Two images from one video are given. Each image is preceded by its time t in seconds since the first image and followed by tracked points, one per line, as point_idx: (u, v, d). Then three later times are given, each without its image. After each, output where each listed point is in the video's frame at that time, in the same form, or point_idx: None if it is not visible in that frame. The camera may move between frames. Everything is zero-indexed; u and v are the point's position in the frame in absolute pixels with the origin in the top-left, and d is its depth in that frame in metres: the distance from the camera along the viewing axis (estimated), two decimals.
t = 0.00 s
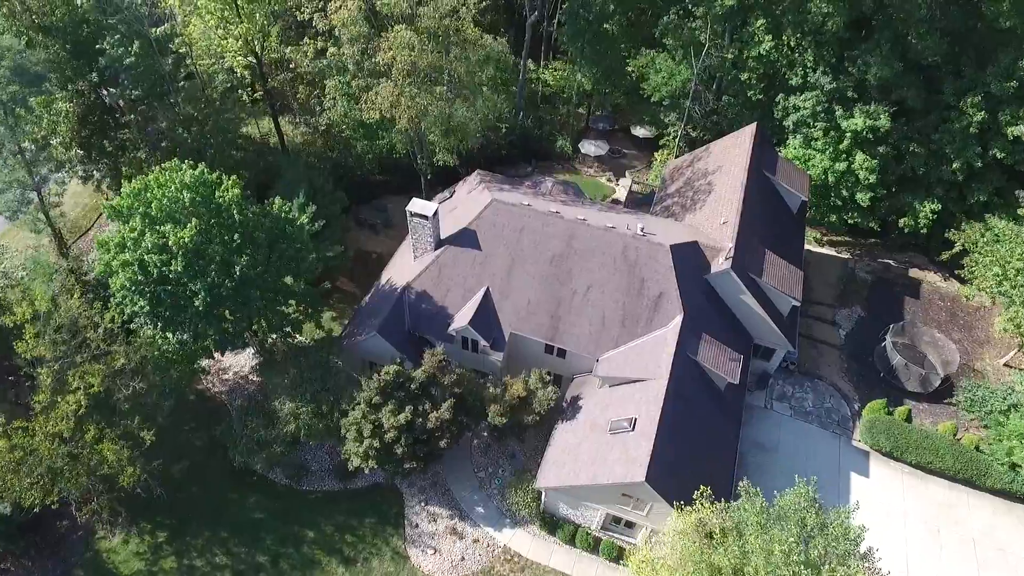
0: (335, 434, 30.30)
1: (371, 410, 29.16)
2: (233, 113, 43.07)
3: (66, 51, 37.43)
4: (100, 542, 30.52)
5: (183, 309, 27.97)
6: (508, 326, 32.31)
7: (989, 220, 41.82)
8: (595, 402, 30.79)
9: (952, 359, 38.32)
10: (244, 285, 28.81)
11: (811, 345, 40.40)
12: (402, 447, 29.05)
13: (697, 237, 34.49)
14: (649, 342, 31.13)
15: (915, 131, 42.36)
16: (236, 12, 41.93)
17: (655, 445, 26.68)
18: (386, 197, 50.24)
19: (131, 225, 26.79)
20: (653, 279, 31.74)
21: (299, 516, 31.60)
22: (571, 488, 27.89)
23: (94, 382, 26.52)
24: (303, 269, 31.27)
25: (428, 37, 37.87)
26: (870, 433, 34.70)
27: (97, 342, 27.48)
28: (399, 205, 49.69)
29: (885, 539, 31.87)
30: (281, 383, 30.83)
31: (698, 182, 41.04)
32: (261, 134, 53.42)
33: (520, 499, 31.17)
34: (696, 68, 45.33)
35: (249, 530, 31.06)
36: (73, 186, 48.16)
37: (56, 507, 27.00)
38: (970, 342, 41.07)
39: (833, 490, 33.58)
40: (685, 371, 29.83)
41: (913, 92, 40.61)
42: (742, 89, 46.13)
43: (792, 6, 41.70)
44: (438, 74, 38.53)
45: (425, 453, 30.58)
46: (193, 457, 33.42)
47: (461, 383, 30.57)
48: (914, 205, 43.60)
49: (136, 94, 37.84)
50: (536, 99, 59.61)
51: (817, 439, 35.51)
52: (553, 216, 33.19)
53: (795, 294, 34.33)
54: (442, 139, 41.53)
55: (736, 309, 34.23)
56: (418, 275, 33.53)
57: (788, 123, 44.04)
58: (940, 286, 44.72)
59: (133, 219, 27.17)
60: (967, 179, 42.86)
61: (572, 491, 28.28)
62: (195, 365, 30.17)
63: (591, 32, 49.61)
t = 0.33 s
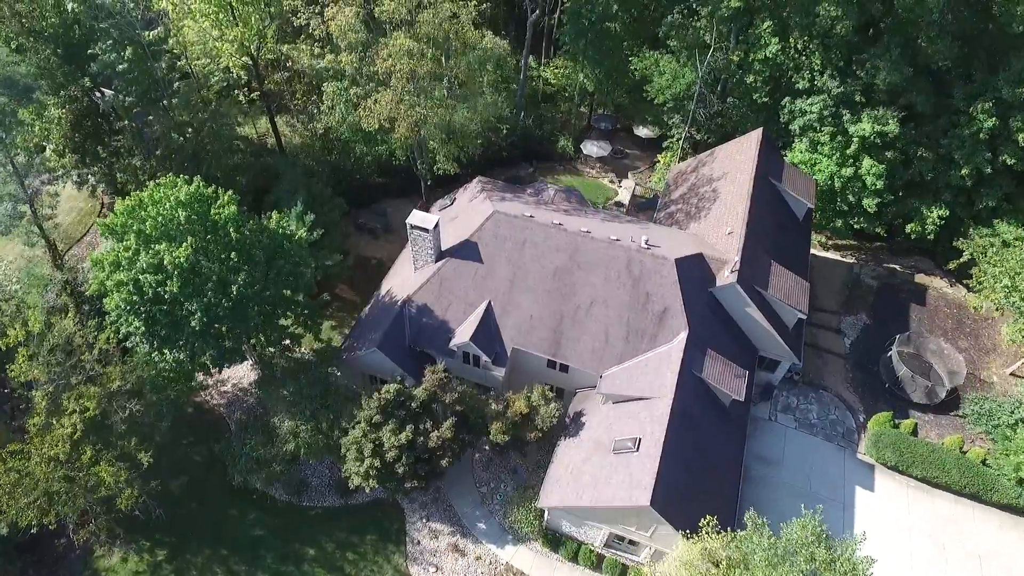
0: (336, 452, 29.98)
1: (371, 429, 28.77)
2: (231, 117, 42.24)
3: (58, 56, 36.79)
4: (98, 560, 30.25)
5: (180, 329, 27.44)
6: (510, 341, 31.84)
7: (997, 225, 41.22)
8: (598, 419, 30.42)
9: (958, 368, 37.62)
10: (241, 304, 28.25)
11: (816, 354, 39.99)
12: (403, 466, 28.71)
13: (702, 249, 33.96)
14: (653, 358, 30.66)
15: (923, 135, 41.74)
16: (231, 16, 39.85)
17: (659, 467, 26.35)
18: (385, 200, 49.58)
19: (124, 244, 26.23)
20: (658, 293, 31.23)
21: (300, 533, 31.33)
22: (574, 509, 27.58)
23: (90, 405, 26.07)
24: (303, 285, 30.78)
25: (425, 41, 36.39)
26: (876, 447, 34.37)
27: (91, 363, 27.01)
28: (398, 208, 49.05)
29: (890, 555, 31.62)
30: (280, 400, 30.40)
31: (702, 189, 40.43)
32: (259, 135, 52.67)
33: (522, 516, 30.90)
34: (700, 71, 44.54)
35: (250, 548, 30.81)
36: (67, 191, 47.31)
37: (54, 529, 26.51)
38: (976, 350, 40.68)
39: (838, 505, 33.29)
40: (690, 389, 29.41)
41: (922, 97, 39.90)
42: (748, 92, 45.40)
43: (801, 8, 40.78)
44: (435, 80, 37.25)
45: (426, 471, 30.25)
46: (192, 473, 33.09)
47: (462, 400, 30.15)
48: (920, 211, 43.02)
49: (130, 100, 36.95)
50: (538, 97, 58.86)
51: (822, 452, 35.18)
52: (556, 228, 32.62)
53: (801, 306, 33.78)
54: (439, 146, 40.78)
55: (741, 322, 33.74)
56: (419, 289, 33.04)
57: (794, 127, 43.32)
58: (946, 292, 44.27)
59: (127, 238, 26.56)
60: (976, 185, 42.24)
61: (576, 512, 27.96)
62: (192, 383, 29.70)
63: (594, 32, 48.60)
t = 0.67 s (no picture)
0: (337, 470, 29.68)
1: (373, 448, 28.44)
2: (230, 122, 41.57)
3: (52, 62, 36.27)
4: None
5: (178, 349, 26.97)
6: (513, 357, 31.40)
7: (1007, 233, 40.63)
8: (603, 436, 30.07)
9: (964, 378, 37.56)
10: (240, 325, 27.72)
11: (822, 364, 39.61)
12: (406, 486, 28.41)
13: (708, 262, 33.45)
14: (658, 375, 30.22)
15: (932, 140, 41.04)
16: (229, 22, 37.82)
17: (665, 491, 26.00)
18: (385, 204, 48.90)
19: (121, 264, 25.70)
20: (663, 309, 30.78)
21: (302, 550, 31.11)
22: (579, 530, 27.27)
23: (88, 428, 25.71)
24: (303, 302, 30.28)
25: (425, 50, 35.08)
26: (882, 461, 34.06)
27: (88, 385, 26.61)
28: (399, 211, 48.40)
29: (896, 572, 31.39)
30: (280, 417, 30.06)
31: (707, 197, 39.81)
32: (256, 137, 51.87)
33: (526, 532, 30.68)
34: (706, 74, 43.80)
35: (251, 565, 30.60)
36: (63, 196, 46.69)
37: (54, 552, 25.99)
38: (983, 360, 40.31)
39: (844, 521, 33.02)
40: (696, 408, 29.01)
41: (933, 103, 39.15)
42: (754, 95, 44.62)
43: (810, 11, 39.84)
44: (437, 90, 36.00)
45: (429, 489, 29.96)
46: (193, 488, 32.84)
47: (465, 418, 29.79)
48: (928, 217, 42.42)
49: (124, 107, 36.29)
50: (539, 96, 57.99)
51: (827, 466, 34.89)
52: (560, 241, 32.11)
53: (808, 320, 33.31)
54: (443, 154, 39.37)
55: (747, 335, 33.29)
56: (421, 302, 32.53)
57: (801, 132, 42.60)
58: (953, 298, 43.83)
59: (123, 257, 26.01)
60: (985, 191, 41.59)
61: (580, 532, 27.67)
62: (192, 402, 29.29)
63: (602, 35, 46.87)
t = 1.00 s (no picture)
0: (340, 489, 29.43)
1: (376, 468, 28.18)
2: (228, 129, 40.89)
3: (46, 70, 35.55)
4: None
5: (178, 371, 26.61)
6: (517, 374, 31.03)
7: (1016, 241, 40.15)
8: (608, 455, 29.80)
9: (972, 390, 37.00)
10: (242, 346, 27.35)
11: (827, 374, 39.29)
12: (410, 506, 28.17)
13: (714, 276, 33.01)
14: (664, 393, 29.87)
15: (942, 147, 40.43)
16: (229, 27, 37.36)
17: (671, 515, 25.75)
18: (387, 208, 48.32)
19: (120, 286, 25.34)
20: (670, 326, 30.40)
21: (305, 567, 30.94)
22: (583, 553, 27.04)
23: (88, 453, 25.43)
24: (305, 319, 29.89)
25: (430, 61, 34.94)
26: (889, 476, 33.78)
27: (87, 407, 26.32)
28: (400, 216, 47.80)
29: None
30: (282, 435, 29.78)
31: (713, 205, 39.25)
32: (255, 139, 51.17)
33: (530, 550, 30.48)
34: (712, 79, 43.07)
35: None
36: (60, 202, 46.22)
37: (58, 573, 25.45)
38: (991, 370, 39.95)
39: (850, 537, 32.80)
40: (702, 427, 28.70)
41: (943, 109, 38.51)
42: (760, 100, 43.60)
43: (818, 15, 39.23)
44: (439, 99, 35.29)
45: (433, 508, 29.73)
46: (195, 504, 32.63)
47: (469, 436, 29.49)
48: (937, 224, 41.87)
49: (121, 116, 35.91)
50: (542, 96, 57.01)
51: (833, 480, 34.66)
52: (565, 256, 31.67)
53: (815, 334, 32.91)
54: (445, 164, 38.22)
55: (754, 350, 32.92)
56: (423, 318, 32.13)
57: (808, 137, 41.94)
58: (960, 306, 43.41)
59: (122, 279, 25.67)
60: (994, 198, 40.97)
61: (585, 554, 27.45)
62: (194, 422, 28.96)
63: (607, 38, 45.76)
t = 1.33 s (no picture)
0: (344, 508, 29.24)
1: (380, 489, 27.96)
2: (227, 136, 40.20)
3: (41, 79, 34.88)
4: None
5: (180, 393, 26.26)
6: (522, 391, 30.72)
7: None
8: (613, 474, 29.57)
9: (979, 401, 37.00)
10: (243, 369, 26.99)
11: (833, 385, 39.01)
12: (415, 527, 27.98)
13: (721, 290, 32.62)
14: (670, 412, 29.57)
15: (952, 154, 39.89)
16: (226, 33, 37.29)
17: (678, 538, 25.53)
18: (388, 213, 47.79)
19: (119, 310, 24.99)
20: (676, 344, 30.08)
21: None
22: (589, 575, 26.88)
23: (89, 478, 25.18)
24: (307, 339, 29.55)
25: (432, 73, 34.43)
26: (895, 491, 33.59)
27: (88, 432, 26.05)
28: (402, 221, 47.31)
29: None
30: (285, 453, 29.57)
31: (719, 215, 38.77)
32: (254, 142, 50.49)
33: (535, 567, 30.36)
34: (719, 85, 42.27)
35: None
36: (59, 209, 45.85)
37: None
38: (997, 380, 39.70)
39: (856, 553, 32.66)
40: (708, 447, 28.43)
41: (954, 117, 37.93)
42: (768, 106, 42.73)
43: (829, 21, 38.87)
44: (441, 109, 34.67)
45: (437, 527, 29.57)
46: (198, 519, 32.46)
47: (473, 456, 29.29)
48: (945, 232, 41.39)
49: (117, 126, 34.86)
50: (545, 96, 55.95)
51: (838, 494, 34.49)
52: (570, 272, 31.29)
53: (823, 349, 32.56)
54: (448, 174, 37.65)
55: (760, 366, 32.60)
56: (427, 334, 31.77)
57: (816, 144, 41.34)
58: (967, 314, 43.05)
59: (121, 302, 25.34)
60: (1004, 206, 40.46)
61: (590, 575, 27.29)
62: (195, 442, 28.64)
63: (612, 41, 44.79)
